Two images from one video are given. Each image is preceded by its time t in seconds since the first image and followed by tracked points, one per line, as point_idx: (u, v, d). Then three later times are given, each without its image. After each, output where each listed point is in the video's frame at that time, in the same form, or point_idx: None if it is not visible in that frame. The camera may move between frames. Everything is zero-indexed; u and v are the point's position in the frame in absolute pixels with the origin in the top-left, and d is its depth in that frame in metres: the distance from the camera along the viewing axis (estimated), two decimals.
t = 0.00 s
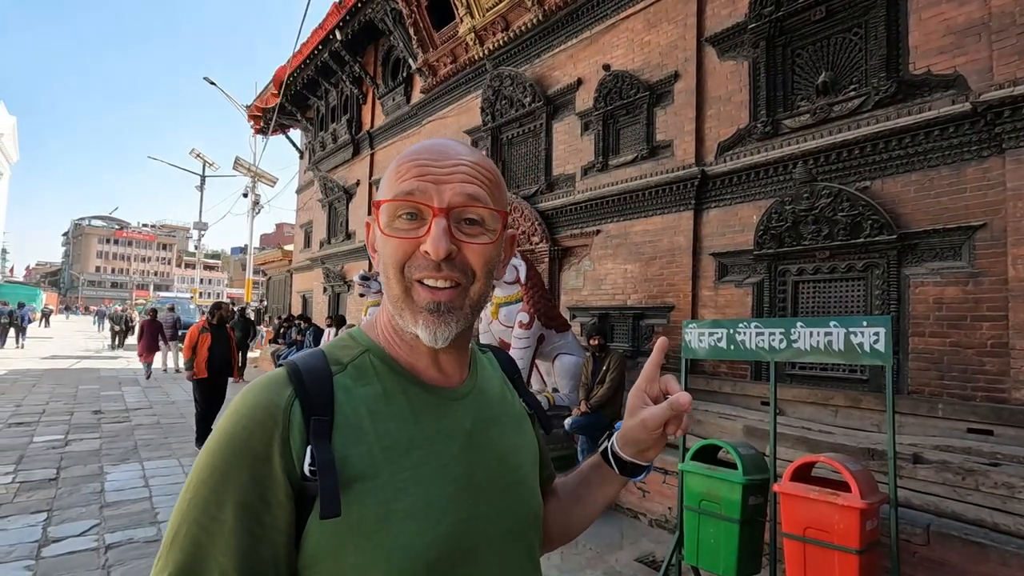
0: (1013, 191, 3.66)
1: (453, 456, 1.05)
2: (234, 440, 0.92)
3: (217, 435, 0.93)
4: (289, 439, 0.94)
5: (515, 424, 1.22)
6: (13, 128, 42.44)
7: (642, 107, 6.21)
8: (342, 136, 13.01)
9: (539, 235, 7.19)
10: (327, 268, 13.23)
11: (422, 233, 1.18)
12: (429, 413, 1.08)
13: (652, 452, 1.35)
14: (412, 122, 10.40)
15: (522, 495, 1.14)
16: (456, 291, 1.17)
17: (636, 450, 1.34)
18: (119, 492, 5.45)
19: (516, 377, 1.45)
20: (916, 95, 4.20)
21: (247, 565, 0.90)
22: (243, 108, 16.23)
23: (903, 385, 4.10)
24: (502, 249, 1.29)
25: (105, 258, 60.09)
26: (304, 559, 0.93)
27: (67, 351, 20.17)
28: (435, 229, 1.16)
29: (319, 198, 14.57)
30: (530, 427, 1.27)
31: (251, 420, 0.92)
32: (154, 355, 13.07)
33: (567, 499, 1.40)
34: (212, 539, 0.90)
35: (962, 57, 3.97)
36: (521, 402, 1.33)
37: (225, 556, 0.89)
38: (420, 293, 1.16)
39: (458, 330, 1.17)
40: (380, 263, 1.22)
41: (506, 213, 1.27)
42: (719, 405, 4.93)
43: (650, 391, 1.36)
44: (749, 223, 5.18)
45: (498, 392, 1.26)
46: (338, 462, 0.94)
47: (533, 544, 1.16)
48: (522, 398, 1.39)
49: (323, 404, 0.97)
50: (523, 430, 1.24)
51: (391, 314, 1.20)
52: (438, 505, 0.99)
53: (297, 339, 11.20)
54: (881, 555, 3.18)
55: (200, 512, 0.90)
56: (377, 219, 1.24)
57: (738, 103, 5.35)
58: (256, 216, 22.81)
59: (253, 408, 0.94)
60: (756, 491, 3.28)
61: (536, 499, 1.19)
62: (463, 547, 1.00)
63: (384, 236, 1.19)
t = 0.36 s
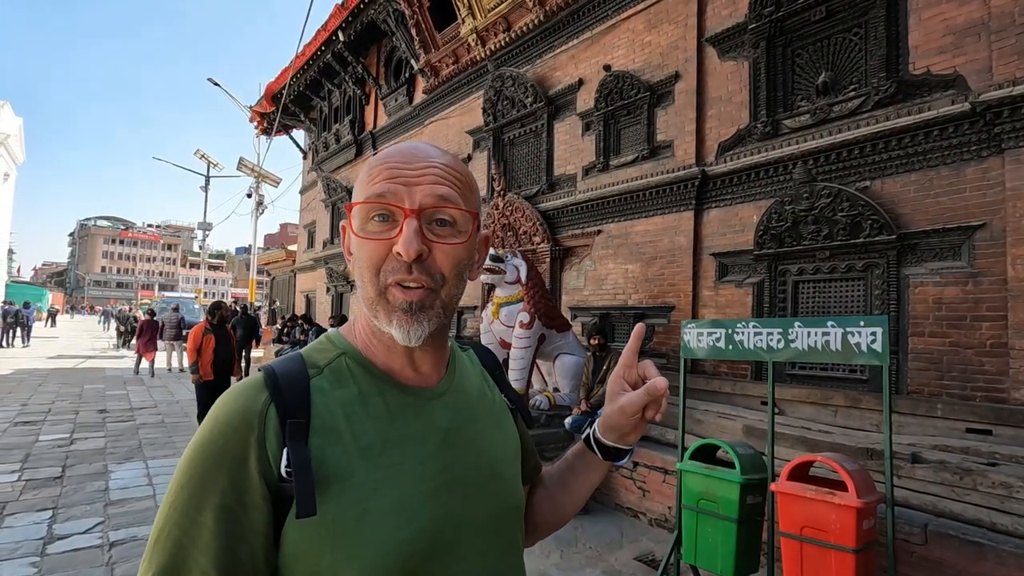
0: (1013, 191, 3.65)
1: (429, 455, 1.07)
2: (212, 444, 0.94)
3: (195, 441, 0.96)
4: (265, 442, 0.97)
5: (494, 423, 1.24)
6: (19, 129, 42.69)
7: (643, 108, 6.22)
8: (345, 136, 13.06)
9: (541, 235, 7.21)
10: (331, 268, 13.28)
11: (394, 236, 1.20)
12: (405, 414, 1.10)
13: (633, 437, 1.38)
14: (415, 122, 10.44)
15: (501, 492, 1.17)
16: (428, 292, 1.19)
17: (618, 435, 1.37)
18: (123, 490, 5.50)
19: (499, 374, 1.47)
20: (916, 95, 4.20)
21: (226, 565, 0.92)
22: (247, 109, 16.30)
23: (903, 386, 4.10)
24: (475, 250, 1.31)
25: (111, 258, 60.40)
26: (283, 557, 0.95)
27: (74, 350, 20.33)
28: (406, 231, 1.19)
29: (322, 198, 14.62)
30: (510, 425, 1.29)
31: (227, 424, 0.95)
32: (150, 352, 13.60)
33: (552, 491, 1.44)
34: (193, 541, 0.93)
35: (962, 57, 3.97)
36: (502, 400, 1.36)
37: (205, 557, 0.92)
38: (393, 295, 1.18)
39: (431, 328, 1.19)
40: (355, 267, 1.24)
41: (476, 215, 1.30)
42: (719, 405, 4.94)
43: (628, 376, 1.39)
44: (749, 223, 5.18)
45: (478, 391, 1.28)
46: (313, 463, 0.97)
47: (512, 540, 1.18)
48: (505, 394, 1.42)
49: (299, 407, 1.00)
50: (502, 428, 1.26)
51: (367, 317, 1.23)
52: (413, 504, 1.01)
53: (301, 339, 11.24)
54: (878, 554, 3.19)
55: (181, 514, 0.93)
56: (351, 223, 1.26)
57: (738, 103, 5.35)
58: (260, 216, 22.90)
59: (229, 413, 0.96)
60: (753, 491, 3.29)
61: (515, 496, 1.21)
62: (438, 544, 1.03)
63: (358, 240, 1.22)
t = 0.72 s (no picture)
0: (1016, 188, 3.64)
1: (420, 453, 1.09)
2: (205, 443, 0.97)
3: (189, 439, 0.98)
4: (257, 441, 0.98)
5: (486, 420, 1.25)
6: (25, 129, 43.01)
7: (645, 106, 6.22)
8: (349, 135, 13.10)
9: (544, 234, 7.22)
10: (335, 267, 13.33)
11: (381, 227, 1.22)
12: (395, 412, 1.12)
13: (629, 427, 1.39)
14: (418, 121, 10.46)
15: (491, 488, 1.18)
16: (416, 281, 1.21)
17: (614, 425, 1.38)
18: (129, 488, 5.55)
19: (494, 370, 1.49)
20: (919, 93, 4.19)
21: (219, 560, 0.94)
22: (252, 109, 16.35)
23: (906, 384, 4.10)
24: (463, 241, 1.33)
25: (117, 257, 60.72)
26: (275, 552, 0.98)
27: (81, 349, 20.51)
28: (391, 221, 1.21)
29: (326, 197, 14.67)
30: (503, 422, 1.30)
31: (219, 423, 0.97)
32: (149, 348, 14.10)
33: (549, 485, 1.45)
34: (187, 537, 0.95)
35: (965, 54, 3.96)
36: (495, 397, 1.37)
37: (198, 552, 0.94)
38: (381, 286, 1.20)
39: (420, 319, 1.21)
40: (344, 262, 1.26)
41: (461, 205, 1.32)
42: (721, 403, 4.94)
43: (624, 367, 1.40)
44: (752, 221, 5.18)
45: (470, 388, 1.30)
46: (304, 461, 0.98)
47: (502, 534, 1.20)
48: (498, 390, 1.43)
49: (290, 406, 1.01)
50: (494, 425, 1.27)
51: (359, 312, 1.25)
52: (402, 500, 1.03)
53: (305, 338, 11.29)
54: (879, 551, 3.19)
55: (175, 511, 0.95)
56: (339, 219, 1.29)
57: (741, 101, 5.35)
58: (265, 215, 22.98)
59: (222, 412, 0.98)
60: (755, 488, 3.30)
61: (506, 491, 1.22)
62: (427, 540, 1.04)
63: (346, 233, 1.24)
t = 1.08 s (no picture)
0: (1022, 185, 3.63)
1: (434, 445, 1.11)
2: (229, 433, 0.99)
3: (214, 429, 1.01)
4: (279, 432, 1.01)
5: (498, 415, 1.27)
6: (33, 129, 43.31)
7: (650, 104, 6.23)
8: (354, 134, 13.14)
9: (549, 232, 7.24)
10: (341, 265, 13.39)
11: (391, 228, 1.25)
12: (410, 406, 1.14)
13: (635, 426, 1.40)
14: (422, 120, 10.49)
15: (503, 480, 1.20)
16: (425, 281, 1.23)
17: (620, 424, 1.40)
18: (139, 484, 5.61)
19: (504, 367, 1.51)
20: (924, 90, 4.17)
21: (243, 545, 0.97)
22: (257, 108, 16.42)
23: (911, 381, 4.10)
24: (473, 240, 1.35)
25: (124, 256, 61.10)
26: (296, 540, 1.01)
27: (89, 348, 20.73)
28: (400, 222, 1.24)
29: (331, 196, 14.73)
30: (513, 416, 1.33)
31: (242, 414, 1.00)
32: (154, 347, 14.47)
33: (555, 481, 1.48)
34: (212, 523, 0.98)
35: (971, 51, 3.94)
36: (506, 392, 1.39)
37: (224, 537, 0.98)
38: (391, 285, 1.23)
39: (428, 316, 1.23)
40: (357, 261, 1.30)
41: (471, 206, 1.33)
42: (726, 400, 4.95)
43: (631, 367, 1.43)
44: (757, 219, 5.18)
45: (482, 383, 1.32)
46: (324, 452, 1.01)
47: (513, 527, 1.22)
48: (509, 386, 1.45)
49: (310, 399, 1.04)
50: (506, 420, 1.29)
51: (372, 310, 1.27)
52: (417, 492, 1.05)
53: (311, 336, 11.36)
54: (884, 548, 3.20)
55: (201, 498, 0.98)
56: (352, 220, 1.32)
57: (745, 99, 5.34)
58: (270, 213, 23.07)
59: (245, 404, 1.01)
60: (759, 485, 3.31)
61: (517, 484, 1.24)
62: (442, 529, 1.07)
63: (358, 234, 1.27)
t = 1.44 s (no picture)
0: None
1: (456, 443, 1.13)
2: (259, 429, 1.02)
3: (245, 425, 1.03)
4: (307, 428, 1.03)
5: (517, 415, 1.29)
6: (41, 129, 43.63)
7: (656, 102, 6.22)
8: (360, 133, 13.19)
9: (555, 231, 7.26)
10: (347, 264, 13.45)
11: (419, 237, 1.27)
12: (433, 405, 1.16)
13: (651, 429, 1.42)
14: (428, 119, 10.51)
15: (522, 478, 1.22)
16: (453, 290, 1.26)
17: (637, 428, 1.41)
18: (150, 481, 5.67)
19: (522, 368, 1.52)
20: (933, 88, 4.16)
21: (271, 539, 0.99)
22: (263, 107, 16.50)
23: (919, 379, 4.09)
24: (496, 250, 1.37)
25: (132, 255, 61.52)
26: (323, 534, 1.03)
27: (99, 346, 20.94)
28: (429, 232, 1.25)
29: (338, 195, 14.79)
30: (530, 416, 1.34)
31: (272, 411, 1.02)
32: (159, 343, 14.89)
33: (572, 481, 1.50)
34: (242, 517, 1.00)
35: (980, 48, 3.92)
36: (524, 393, 1.41)
37: (253, 531, 1.00)
38: (419, 292, 1.25)
39: (455, 324, 1.25)
40: (384, 268, 1.32)
41: (497, 217, 1.35)
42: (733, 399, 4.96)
43: (648, 371, 1.45)
44: (764, 217, 5.17)
45: (502, 383, 1.34)
46: (350, 449, 1.04)
47: (531, 525, 1.24)
48: (526, 386, 1.47)
49: (337, 397, 1.06)
50: (525, 419, 1.31)
51: (397, 313, 1.30)
52: (440, 488, 1.07)
53: (318, 334, 11.42)
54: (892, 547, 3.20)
55: (232, 491, 1.01)
56: (380, 226, 1.34)
57: (752, 97, 5.33)
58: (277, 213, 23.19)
59: (275, 401, 1.03)
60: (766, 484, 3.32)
61: (534, 483, 1.26)
62: (464, 526, 1.09)
63: (386, 241, 1.29)
